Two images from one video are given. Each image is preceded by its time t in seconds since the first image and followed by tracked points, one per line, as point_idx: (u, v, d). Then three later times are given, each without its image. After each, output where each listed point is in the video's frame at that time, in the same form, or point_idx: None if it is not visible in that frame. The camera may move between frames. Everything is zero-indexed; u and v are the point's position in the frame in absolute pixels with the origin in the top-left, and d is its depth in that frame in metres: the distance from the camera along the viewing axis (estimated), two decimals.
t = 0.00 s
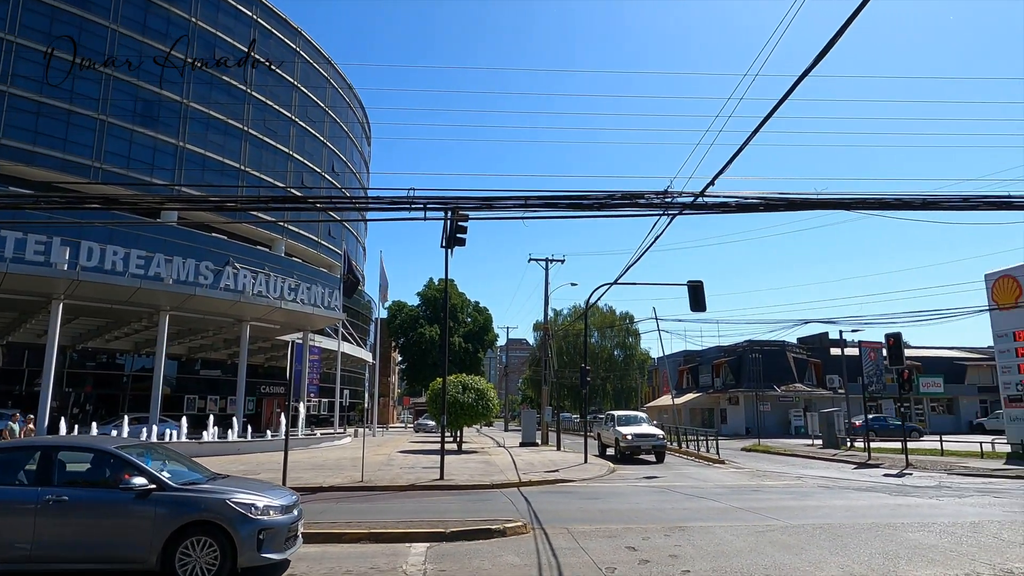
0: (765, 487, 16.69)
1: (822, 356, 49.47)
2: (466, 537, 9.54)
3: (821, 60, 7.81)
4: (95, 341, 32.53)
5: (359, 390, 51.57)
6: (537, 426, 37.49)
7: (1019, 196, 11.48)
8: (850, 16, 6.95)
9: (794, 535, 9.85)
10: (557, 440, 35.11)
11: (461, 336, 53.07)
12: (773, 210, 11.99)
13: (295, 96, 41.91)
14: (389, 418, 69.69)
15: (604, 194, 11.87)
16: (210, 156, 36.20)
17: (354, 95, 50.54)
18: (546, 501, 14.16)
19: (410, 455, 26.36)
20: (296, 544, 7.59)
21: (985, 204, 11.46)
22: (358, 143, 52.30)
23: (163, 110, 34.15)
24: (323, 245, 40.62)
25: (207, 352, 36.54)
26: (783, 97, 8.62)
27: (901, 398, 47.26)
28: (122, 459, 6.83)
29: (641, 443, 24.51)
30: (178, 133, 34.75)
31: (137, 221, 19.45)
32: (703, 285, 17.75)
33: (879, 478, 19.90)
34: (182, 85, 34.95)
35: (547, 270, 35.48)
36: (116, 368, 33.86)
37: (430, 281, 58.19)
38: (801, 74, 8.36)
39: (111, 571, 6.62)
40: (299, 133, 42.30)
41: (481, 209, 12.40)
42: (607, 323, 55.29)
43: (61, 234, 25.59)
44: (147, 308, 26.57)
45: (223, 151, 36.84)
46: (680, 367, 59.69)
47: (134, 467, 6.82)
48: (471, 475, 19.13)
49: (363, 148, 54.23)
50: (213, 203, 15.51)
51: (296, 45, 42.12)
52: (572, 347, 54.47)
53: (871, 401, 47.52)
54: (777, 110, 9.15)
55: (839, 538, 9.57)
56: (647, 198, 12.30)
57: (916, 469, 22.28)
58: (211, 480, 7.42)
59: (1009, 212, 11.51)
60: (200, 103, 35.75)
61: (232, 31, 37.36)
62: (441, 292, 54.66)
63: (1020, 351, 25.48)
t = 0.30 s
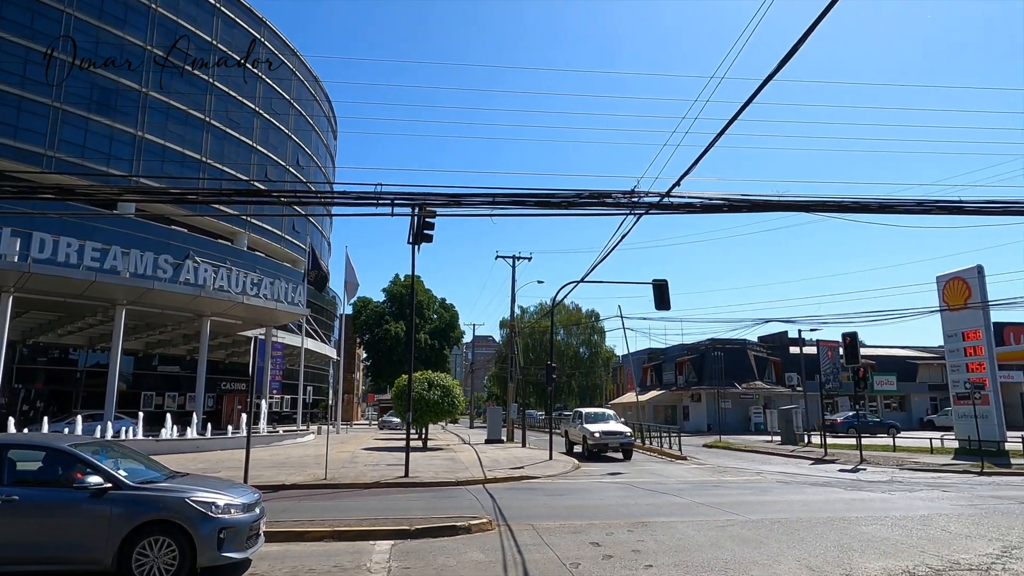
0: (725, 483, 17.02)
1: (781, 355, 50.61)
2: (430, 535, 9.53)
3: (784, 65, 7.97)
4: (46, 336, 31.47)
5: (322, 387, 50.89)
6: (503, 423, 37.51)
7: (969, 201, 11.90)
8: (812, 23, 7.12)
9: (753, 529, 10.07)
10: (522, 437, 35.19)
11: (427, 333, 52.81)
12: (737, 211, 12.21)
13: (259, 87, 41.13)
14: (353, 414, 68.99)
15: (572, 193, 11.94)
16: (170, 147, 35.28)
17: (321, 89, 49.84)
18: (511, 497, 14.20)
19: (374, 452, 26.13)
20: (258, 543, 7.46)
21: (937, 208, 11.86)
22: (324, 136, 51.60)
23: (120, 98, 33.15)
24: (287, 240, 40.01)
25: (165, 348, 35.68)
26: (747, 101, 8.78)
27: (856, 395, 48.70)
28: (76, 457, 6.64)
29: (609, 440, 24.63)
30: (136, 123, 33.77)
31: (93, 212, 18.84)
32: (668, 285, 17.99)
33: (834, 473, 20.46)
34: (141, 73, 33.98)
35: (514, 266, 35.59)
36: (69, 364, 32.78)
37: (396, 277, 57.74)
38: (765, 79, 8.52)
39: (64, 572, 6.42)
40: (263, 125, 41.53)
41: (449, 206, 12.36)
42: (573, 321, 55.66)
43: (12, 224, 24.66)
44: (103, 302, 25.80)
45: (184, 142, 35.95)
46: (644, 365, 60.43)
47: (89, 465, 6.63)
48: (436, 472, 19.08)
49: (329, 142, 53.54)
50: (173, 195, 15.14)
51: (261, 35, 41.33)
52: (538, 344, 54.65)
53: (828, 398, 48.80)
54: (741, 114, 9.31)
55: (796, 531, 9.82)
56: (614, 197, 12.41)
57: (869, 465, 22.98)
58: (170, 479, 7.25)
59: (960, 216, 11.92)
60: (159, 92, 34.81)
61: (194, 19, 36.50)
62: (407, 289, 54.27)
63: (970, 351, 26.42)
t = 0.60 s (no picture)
0: (690, 480, 17.25)
1: (746, 354, 51.53)
2: (397, 533, 9.46)
3: (752, 69, 8.08)
4: None
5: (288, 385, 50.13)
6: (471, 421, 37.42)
7: (927, 205, 12.24)
8: (780, 27, 7.24)
9: (718, 525, 10.23)
10: (490, 435, 35.18)
11: (395, 331, 52.42)
12: (704, 213, 12.38)
13: (225, 79, 40.32)
14: (320, 412, 68.12)
15: (542, 191, 11.96)
16: (132, 138, 34.36)
17: (288, 82, 49.07)
18: (479, 495, 14.17)
19: (340, 451, 25.86)
20: (221, 543, 7.32)
21: (896, 212, 12.18)
22: (291, 130, 50.85)
23: (79, 87, 32.16)
24: (252, 235, 39.32)
25: (124, 344, 34.86)
26: (716, 104, 8.89)
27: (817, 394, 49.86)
28: (30, 455, 6.43)
29: (580, 439, 24.44)
30: (96, 113, 32.80)
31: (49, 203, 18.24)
32: (636, 284, 18.16)
33: (796, 470, 20.90)
34: (101, 62, 33.00)
35: (484, 265, 35.30)
36: (23, 360, 31.66)
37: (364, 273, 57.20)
38: (734, 81, 8.64)
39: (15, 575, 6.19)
40: (229, 118, 40.75)
41: (419, 203, 12.27)
42: (542, 319, 55.86)
43: None
44: (59, 297, 25.01)
45: (146, 134, 35.05)
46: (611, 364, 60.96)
47: (43, 464, 6.42)
48: (403, 470, 18.96)
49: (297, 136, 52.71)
50: (134, 187, 14.75)
51: (227, 27, 40.52)
52: (506, 342, 54.70)
53: (790, 397, 49.83)
54: (710, 117, 9.45)
55: (759, 527, 10.00)
56: (584, 197, 12.47)
57: (829, 461, 23.55)
58: (129, 479, 7.06)
59: (918, 220, 12.26)
60: (120, 82, 33.87)
61: (158, 8, 35.55)
62: (375, 286, 53.77)
63: (926, 351, 27.21)
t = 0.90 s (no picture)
0: (656, 477, 17.46)
1: (711, 353, 52.35)
2: (364, 533, 9.38)
3: (722, 71, 8.21)
4: None
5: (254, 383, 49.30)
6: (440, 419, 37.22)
7: (887, 208, 12.58)
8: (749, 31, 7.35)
9: (683, 522, 10.38)
10: (459, 433, 35.11)
11: (363, 328, 51.96)
12: (672, 213, 12.52)
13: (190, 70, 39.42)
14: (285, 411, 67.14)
15: (512, 189, 11.96)
16: (91, 129, 33.41)
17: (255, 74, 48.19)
18: (446, 494, 14.12)
19: (306, 450, 25.55)
20: (182, 545, 7.15)
21: (858, 215, 12.48)
22: (258, 124, 49.97)
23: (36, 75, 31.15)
24: (217, 230, 38.61)
25: (82, 340, 34.02)
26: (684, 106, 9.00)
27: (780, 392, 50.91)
28: None
29: (552, 437, 24.00)
30: (53, 102, 31.80)
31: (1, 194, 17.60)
32: (605, 284, 18.29)
33: (759, 466, 21.33)
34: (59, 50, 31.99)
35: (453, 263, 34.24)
36: None
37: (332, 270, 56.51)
38: (703, 83, 8.76)
39: None
40: (193, 110, 39.88)
41: (389, 199, 12.17)
42: (511, 317, 56.00)
43: None
44: (13, 291, 24.21)
45: (106, 124, 34.11)
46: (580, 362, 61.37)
47: None
48: (371, 469, 18.81)
49: (263, 130, 51.69)
50: (93, 178, 14.33)
51: (192, 17, 39.62)
52: (475, 340, 54.66)
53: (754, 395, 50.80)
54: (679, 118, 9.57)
55: (723, 523, 10.17)
56: (554, 195, 12.51)
57: (791, 458, 24.05)
58: (85, 479, 6.86)
59: (879, 223, 12.57)
60: (79, 70, 32.89)
61: None
62: (343, 283, 53.18)
63: (884, 350, 27.97)
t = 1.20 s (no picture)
0: (622, 475, 17.63)
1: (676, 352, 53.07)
2: (328, 533, 9.26)
3: (689, 74, 8.31)
4: None
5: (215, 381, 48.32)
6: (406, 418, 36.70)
7: (847, 211, 12.89)
8: (717, 35, 7.43)
9: (647, 519, 10.49)
10: (425, 432, 34.95)
11: (329, 326, 51.37)
12: (640, 213, 12.64)
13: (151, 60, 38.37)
14: (248, 411, 65.92)
15: (481, 188, 11.94)
16: (46, 119, 32.31)
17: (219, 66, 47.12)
18: (412, 493, 14.03)
19: (268, 449, 25.16)
20: (138, 548, 6.95)
21: (819, 218, 12.77)
22: (221, 117, 48.92)
23: None
24: (179, 225, 37.77)
25: (35, 337, 32.88)
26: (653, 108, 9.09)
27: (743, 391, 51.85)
28: None
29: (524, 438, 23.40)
30: (6, 90, 30.66)
31: None
32: (573, 283, 18.38)
33: (721, 464, 21.68)
34: (12, 36, 30.83)
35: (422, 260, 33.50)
36: None
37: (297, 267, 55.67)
38: (671, 86, 8.85)
39: None
40: (153, 101, 38.86)
41: (357, 195, 12.03)
42: (478, 316, 55.94)
43: None
44: None
45: (62, 114, 33.04)
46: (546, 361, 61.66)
47: None
48: (335, 468, 18.60)
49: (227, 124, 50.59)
50: (48, 169, 13.86)
51: (153, 5, 38.53)
52: (443, 339, 54.47)
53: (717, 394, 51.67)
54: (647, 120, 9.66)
55: (687, 520, 10.31)
56: (523, 195, 12.53)
57: (752, 456, 24.52)
58: (37, 481, 6.64)
59: (838, 226, 12.88)
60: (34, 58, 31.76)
61: None
62: (308, 281, 52.43)
63: (843, 350, 28.67)
